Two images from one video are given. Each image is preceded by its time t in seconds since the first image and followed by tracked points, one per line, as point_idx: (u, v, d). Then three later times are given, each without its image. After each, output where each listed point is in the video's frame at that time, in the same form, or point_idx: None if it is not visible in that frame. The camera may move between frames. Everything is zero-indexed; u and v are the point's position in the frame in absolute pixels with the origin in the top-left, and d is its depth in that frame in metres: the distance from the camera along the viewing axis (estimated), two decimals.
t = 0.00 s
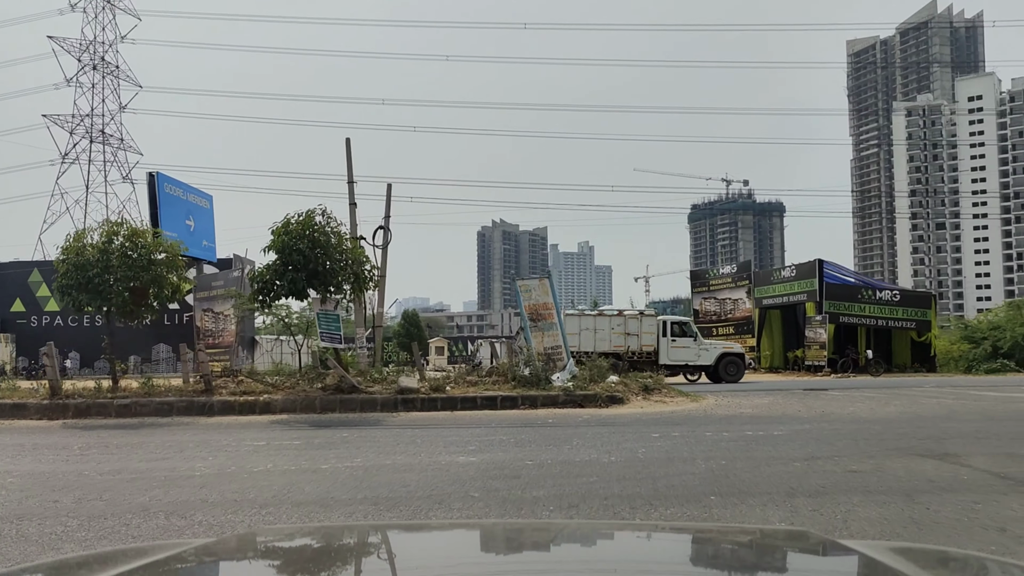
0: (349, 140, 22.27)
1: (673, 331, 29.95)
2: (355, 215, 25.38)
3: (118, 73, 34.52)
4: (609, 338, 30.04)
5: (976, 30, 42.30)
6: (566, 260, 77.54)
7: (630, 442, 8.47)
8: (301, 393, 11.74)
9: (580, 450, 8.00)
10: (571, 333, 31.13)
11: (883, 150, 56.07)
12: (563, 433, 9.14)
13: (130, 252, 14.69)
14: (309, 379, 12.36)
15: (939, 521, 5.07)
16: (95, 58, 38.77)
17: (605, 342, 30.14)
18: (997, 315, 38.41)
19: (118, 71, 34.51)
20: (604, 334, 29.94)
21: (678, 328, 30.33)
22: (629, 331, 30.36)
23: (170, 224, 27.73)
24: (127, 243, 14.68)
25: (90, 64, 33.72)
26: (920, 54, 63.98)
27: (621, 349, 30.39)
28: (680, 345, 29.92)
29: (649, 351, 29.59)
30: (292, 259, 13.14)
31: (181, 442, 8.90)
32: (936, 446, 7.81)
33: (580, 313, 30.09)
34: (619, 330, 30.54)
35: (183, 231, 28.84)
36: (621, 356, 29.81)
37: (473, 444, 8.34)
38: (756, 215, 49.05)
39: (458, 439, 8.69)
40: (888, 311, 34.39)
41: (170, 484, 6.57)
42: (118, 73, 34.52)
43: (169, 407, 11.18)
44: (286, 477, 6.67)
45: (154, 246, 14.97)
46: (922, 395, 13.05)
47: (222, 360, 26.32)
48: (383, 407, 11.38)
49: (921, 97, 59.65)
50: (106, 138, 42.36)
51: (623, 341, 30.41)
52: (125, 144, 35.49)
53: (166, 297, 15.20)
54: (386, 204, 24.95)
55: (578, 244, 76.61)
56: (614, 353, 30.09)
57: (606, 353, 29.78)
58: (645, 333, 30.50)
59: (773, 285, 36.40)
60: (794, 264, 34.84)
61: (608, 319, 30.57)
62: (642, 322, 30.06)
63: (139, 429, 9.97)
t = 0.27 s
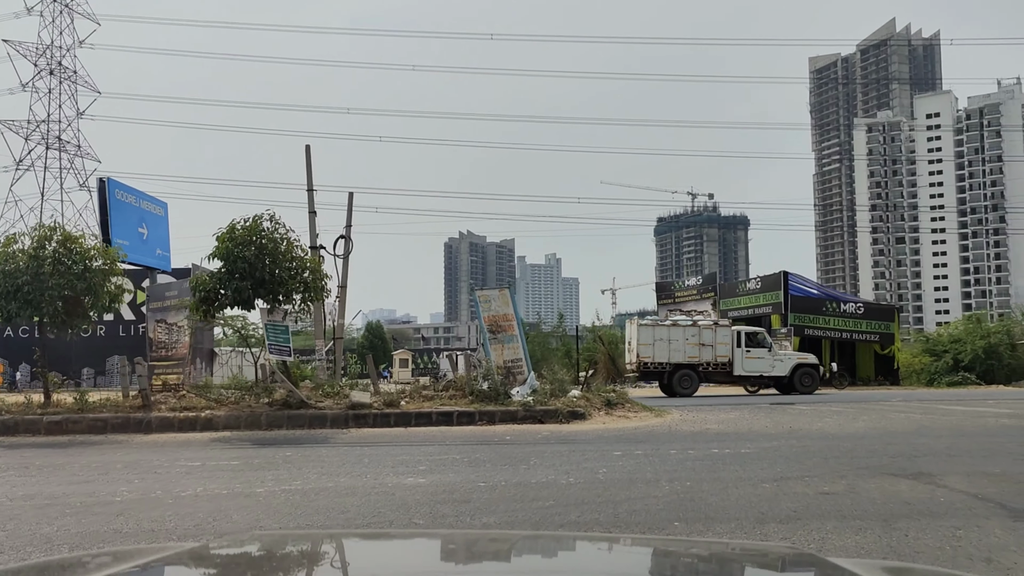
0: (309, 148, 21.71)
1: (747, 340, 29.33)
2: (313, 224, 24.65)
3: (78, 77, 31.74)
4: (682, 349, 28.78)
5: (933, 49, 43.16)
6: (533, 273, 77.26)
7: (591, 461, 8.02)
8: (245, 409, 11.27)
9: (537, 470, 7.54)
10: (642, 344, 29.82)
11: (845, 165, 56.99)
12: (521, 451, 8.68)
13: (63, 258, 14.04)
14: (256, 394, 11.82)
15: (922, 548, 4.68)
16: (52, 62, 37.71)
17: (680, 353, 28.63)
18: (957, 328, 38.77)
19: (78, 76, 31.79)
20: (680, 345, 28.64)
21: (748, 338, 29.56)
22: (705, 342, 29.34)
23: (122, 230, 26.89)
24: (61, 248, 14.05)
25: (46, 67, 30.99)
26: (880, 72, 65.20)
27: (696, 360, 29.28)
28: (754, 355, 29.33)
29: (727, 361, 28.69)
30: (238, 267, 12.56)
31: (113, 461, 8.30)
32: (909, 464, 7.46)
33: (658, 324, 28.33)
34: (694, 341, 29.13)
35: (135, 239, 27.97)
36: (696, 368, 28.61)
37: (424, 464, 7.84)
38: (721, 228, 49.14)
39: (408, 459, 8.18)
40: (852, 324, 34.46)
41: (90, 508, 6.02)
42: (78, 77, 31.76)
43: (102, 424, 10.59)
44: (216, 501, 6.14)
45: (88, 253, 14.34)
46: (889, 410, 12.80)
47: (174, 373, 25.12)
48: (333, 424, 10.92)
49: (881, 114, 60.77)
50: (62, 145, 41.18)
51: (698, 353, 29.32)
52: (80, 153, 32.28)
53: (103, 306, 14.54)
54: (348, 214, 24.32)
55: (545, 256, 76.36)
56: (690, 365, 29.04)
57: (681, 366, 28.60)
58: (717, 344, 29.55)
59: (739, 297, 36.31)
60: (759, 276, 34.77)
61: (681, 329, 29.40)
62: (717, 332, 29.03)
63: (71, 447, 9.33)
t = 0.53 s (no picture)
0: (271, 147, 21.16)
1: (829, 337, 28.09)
2: (277, 225, 23.97)
3: (38, 78, 35.42)
4: (767, 346, 27.56)
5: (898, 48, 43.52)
6: (506, 274, 77.09)
7: (561, 470, 7.61)
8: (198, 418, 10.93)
9: (501, 481, 7.12)
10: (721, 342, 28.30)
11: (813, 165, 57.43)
12: (487, 460, 8.26)
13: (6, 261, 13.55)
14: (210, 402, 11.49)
15: (915, 566, 4.31)
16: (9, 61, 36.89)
17: (765, 350, 27.38)
18: (926, 325, 38.97)
19: (38, 76, 35.40)
20: (763, 342, 27.27)
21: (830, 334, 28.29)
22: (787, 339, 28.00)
23: (80, 234, 26.16)
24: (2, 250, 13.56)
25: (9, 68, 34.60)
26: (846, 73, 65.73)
27: (776, 358, 27.88)
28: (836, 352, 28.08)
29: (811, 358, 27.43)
30: (190, 268, 12.12)
31: (51, 477, 7.77)
32: (892, 468, 7.13)
33: (743, 320, 26.95)
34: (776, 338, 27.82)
35: (94, 243, 27.22)
36: (781, 365, 27.40)
37: (382, 476, 7.38)
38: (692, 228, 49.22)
39: (367, 470, 7.71)
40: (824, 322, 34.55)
41: (11, 533, 5.49)
42: (38, 78, 35.42)
43: (46, 437, 10.18)
44: (152, 524, 5.64)
45: (30, 255, 13.84)
46: (865, 409, 12.54)
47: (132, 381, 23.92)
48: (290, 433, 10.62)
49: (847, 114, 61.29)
50: (20, 146, 40.27)
51: (778, 350, 27.88)
52: (43, 152, 36.26)
53: (47, 311, 14.07)
54: (315, 214, 23.79)
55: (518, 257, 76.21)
56: (772, 362, 27.69)
57: (764, 364, 27.26)
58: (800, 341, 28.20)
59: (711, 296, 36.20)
60: (731, 274, 34.62)
61: (763, 325, 28.07)
62: (802, 328, 27.76)
63: (10, 461, 8.79)
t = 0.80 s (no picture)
0: (240, 139, 20.55)
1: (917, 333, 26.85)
2: (247, 219, 23.32)
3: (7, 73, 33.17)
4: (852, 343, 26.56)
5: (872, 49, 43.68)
6: (481, 271, 76.65)
7: (536, 475, 7.25)
8: (153, 419, 10.64)
9: (472, 486, 6.74)
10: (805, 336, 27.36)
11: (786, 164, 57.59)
12: (457, 463, 7.89)
13: None
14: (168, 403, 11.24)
15: None
16: None
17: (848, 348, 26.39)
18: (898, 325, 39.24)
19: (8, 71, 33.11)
20: (848, 339, 26.51)
21: (916, 329, 27.09)
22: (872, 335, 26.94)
23: (42, 228, 25.43)
24: None
25: None
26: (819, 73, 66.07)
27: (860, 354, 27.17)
28: (923, 349, 26.87)
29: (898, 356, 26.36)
30: (146, 261, 11.87)
31: None
32: (878, 474, 6.89)
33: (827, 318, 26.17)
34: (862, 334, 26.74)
35: (56, 236, 26.47)
36: (866, 363, 26.41)
37: (346, 482, 6.99)
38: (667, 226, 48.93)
39: (328, 475, 7.31)
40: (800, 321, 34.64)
41: None
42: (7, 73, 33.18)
43: None
44: (94, 537, 5.24)
45: None
46: (842, 412, 12.38)
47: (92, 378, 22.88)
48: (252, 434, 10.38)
49: (820, 114, 61.61)
50: None
51: (863, 346, 27.18)
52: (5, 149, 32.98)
53: None
54: (286, 209, 23.14)
55: (493, 254, 75.77)
56: (855, 360, 26.73)
57: (849, 360, 26.58)
58: (885, 336, 27.13)
59: (686, 294, 36.09)
60: (706, 272, 34.47)
61: (846, 321, 27.02)
62: (887, 324, 26.65)
63: None
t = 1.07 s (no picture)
0: (213, 133, 20.08)
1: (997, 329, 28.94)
2: (220, 213, 22.83)
3: None
4: (940, 339, 28.54)
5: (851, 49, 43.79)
6: (460, 268, 76.22)
7: (508, 478, 6.97)
8: (112, 420, 10.42)
9: (442, 491, 6.45)
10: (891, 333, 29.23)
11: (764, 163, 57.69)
12: (427, 466, 7.59)
13: None
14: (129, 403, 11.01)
15: None
16: None
17: (938, 343, 28.38)
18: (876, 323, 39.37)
19: None
20: (935, 335, 28.45)
21: (1000, 327, 29.15)
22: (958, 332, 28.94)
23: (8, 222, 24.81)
24: None
25: None
26: (798, 72, 66.24)
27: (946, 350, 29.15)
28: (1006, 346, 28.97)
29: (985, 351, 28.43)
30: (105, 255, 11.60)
31: None
32: (861, 479, 6.68)
33: (915, 315, 28.07)
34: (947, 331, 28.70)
35: (22, 230, 25.83)
36: (953, 358, 28.43)
37: (309, 486, 6.67)
38: (645, 225, 49.15)
39: (291, 479, 6.98)
40: (778, 319, 34.54)
41: None
42: None
43: None
44: (35, 549, 4.89)
45: None
46: (822, 412, 12.23)
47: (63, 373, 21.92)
48: (217, 434, 10.25)
49: (799, 113, 61.77)
50: None
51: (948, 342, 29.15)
52: None
53: None
54: (261, 205, 22.60)
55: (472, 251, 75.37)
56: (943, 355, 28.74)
57: (937, 356, 28.54)
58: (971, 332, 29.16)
59: (665, 292, 35.96)
60: (686, 270, 34.34)
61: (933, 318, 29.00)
62: (974, 322, 28.76)
63: None
